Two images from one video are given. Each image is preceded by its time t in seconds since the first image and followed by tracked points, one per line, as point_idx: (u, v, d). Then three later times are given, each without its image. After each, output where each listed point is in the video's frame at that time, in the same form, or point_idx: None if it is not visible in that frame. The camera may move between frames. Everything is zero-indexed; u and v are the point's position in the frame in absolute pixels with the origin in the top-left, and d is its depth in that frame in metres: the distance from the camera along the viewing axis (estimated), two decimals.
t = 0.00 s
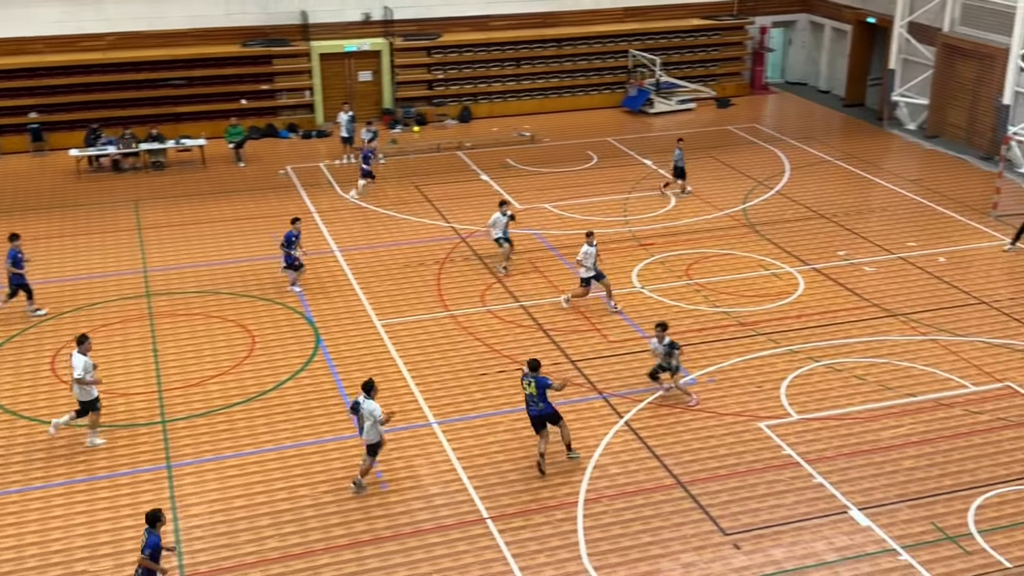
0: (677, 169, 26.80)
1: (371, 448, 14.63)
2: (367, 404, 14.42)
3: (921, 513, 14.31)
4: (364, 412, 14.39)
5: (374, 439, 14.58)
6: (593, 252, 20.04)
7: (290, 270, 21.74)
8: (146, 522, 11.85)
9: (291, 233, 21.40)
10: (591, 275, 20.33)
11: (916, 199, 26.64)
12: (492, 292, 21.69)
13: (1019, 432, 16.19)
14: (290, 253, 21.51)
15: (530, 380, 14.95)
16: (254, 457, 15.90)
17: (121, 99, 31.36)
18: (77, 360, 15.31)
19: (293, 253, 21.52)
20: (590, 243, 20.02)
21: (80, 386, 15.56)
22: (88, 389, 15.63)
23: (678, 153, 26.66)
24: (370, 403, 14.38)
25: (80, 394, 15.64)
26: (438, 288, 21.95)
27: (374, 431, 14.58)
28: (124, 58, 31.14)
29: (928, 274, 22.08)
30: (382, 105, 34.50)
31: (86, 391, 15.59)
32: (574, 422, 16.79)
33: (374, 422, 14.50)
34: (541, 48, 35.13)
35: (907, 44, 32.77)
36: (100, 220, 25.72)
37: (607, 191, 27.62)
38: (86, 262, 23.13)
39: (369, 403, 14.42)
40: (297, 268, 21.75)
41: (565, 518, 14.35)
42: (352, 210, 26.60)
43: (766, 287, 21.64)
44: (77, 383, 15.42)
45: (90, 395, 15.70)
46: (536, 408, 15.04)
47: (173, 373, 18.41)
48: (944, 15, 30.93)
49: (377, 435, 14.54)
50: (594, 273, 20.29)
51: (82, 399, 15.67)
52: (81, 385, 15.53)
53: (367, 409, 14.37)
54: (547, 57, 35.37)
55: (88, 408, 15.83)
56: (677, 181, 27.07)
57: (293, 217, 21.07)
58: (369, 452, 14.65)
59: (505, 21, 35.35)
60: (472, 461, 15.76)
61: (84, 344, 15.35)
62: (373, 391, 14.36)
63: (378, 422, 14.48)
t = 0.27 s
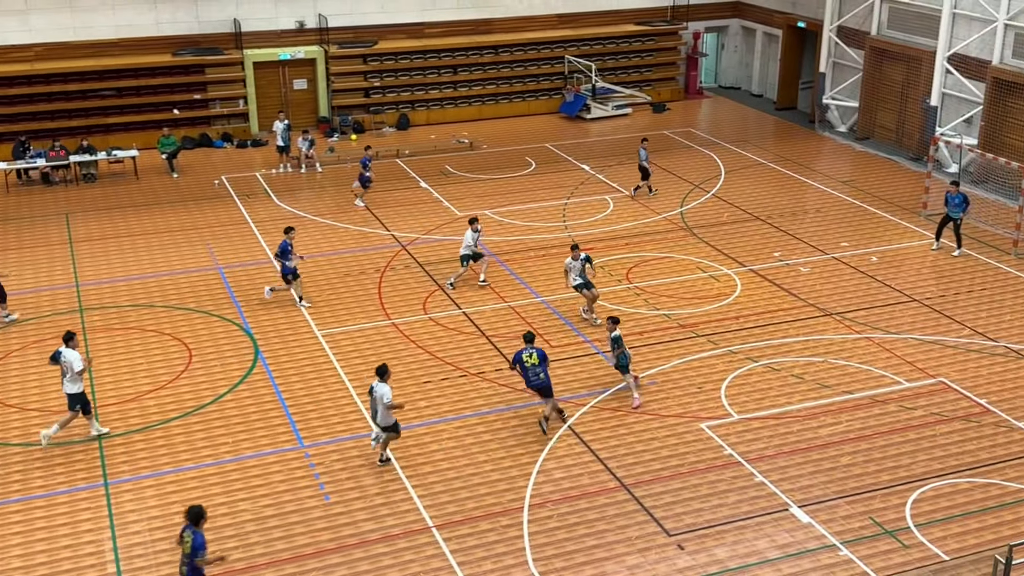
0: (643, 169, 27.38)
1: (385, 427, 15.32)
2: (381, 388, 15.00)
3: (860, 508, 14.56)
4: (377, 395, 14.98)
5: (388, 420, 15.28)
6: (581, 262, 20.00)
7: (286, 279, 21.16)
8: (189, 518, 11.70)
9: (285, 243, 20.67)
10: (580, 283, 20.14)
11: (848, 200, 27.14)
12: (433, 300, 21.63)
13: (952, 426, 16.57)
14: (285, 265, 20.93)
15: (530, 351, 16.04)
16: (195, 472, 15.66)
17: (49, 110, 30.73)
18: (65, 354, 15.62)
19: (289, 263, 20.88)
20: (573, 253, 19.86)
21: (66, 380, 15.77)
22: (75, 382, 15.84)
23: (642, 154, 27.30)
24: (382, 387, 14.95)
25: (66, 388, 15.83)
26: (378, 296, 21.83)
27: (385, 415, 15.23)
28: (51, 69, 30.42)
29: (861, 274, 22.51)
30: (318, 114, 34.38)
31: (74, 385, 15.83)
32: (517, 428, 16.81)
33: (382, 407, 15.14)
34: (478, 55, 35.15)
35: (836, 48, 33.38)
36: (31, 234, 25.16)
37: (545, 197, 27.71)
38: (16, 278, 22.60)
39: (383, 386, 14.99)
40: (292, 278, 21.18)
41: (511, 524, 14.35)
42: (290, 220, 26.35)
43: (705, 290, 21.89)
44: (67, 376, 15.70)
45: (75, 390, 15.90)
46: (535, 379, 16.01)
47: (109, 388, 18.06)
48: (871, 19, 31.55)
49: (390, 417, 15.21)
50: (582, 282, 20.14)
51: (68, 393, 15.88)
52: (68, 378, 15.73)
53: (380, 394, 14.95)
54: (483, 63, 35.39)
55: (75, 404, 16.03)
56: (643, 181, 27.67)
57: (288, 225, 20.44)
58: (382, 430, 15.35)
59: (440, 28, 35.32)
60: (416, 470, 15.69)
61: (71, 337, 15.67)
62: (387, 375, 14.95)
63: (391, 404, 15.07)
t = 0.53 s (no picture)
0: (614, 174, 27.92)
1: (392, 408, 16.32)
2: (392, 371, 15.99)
3: (808, 508, 14.75)
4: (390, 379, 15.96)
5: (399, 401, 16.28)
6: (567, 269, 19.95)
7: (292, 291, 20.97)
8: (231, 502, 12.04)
9: (287, 256, 20.56)
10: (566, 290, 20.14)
11: (792, 204, 27.52)
12: (383, 309, 21.53)
13: (896, 425, 16.86)
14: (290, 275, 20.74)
15: (502, 315, 17.82)
16: (142, 488, 15.42)
17: None
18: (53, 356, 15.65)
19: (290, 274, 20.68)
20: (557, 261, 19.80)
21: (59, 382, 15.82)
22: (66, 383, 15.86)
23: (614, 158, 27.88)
24: (393, 371, 15.92)
25: (61, 389, 15.92)
26: (327, 307, 21.67)
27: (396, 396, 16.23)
28: None
29: (806, 277, 22.83)
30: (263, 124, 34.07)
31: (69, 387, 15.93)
32: (469, 436, 16.78)
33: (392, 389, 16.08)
34: (423, 64, 35.10)
35: (778, 54, 33.86)
36: None
37: (493, 204, 27.72)
38: None
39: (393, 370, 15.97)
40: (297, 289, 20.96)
41: (465, 533, 14.32)
42: (235, 230, 26.09)
43: (653, 295, 22.05)
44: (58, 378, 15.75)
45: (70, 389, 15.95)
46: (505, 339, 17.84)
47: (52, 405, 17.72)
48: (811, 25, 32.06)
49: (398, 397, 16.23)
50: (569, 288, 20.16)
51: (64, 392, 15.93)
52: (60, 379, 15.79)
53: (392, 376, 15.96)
54: (429, 72, 35.34)
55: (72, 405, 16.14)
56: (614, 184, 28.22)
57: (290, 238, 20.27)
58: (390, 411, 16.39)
59: (384, 36, 35.25)
60: (368, 481, 15.59)
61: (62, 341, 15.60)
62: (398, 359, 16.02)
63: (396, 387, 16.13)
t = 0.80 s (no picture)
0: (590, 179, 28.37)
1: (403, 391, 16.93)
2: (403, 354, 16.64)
3: (763, 512, 14.89)
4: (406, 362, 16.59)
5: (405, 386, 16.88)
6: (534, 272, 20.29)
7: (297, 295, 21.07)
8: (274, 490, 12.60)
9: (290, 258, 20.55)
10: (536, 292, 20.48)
11: (743, 211, 27.83)
12: (337, 320, 21.40)
13: (848, 427, 17.08)
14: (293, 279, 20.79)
15: (478, 296, 18.41)
16: (93, 505, 15.18)
17: None
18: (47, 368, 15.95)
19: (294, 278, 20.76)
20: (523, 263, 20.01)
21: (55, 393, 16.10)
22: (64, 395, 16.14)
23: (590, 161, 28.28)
24: (405, 355, 16.54)
25: (59, 400, 16.18)
26: (280, 318, 21.51)
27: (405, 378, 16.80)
28: None
29: (758, 282, 23.08)
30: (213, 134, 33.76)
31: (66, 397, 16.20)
32: (426, 446, 16.73)
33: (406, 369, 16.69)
34: (375, 73, 35.01)
35: (727, 62, 34.23)
36: None
37: (447, 213, 27.69)
38: None
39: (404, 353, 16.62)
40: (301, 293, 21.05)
41: (423, 543, 14.28)
42: (186, 242, 25.83)
43: (608, 302, 22.16)
44: (56, 389, 16.03)
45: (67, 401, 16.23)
46: (473, 319, 18.67)
47: None
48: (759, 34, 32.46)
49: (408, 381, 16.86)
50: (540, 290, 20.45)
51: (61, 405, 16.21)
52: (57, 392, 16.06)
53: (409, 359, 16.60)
54: (381, 81, 35.25)
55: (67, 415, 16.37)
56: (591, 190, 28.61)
57: (292, 242, 20.33)
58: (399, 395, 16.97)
59: (335, 46, 35.16)
60: (324, 493, 15.48)
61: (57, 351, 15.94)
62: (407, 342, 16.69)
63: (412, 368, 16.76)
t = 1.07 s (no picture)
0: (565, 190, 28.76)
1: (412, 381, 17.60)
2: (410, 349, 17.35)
3: (722, 520, 15.00)
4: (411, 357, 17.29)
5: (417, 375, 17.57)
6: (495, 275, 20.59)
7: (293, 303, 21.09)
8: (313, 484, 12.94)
9: (294, 267, 20.90)
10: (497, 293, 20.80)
11: (699, 221, 28.07)
12: (295, 335, 21.26)
13: (805, 435, 17.26)
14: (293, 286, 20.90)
15: (445, 288, 19.96)
16: (47, 527, 14.93)
17: None
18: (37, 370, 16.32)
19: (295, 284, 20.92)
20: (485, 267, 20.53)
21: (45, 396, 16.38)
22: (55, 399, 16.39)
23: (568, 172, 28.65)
24: (411, 349, 17.26)
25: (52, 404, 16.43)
26: (237, 333, 21.34)
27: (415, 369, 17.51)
28: None
29: (715, 292, 23.27)
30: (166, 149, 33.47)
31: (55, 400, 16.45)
32: (385, 461, 16.66)
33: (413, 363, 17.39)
34: (331, 87, 34.91)
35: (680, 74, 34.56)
36: None
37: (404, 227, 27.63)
38: None
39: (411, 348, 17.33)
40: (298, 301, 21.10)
41: (384, 558, 14.21)
42: (139, 258, 25.54)
43: (567, 313, 22.22)
44: (48, 391, 16.33)
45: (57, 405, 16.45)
46: (440, 309, 20.15)
47: None
48: (712, 46, 32.80)
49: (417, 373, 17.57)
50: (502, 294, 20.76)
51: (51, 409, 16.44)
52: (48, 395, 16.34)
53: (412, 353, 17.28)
54: (336, 95, 35.16)
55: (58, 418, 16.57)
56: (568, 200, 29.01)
57: (299, 248, 20.78)
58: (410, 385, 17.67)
59: (290, 59, 35.03)
60: (282, 510, 15.34)
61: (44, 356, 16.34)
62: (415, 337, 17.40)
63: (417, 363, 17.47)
